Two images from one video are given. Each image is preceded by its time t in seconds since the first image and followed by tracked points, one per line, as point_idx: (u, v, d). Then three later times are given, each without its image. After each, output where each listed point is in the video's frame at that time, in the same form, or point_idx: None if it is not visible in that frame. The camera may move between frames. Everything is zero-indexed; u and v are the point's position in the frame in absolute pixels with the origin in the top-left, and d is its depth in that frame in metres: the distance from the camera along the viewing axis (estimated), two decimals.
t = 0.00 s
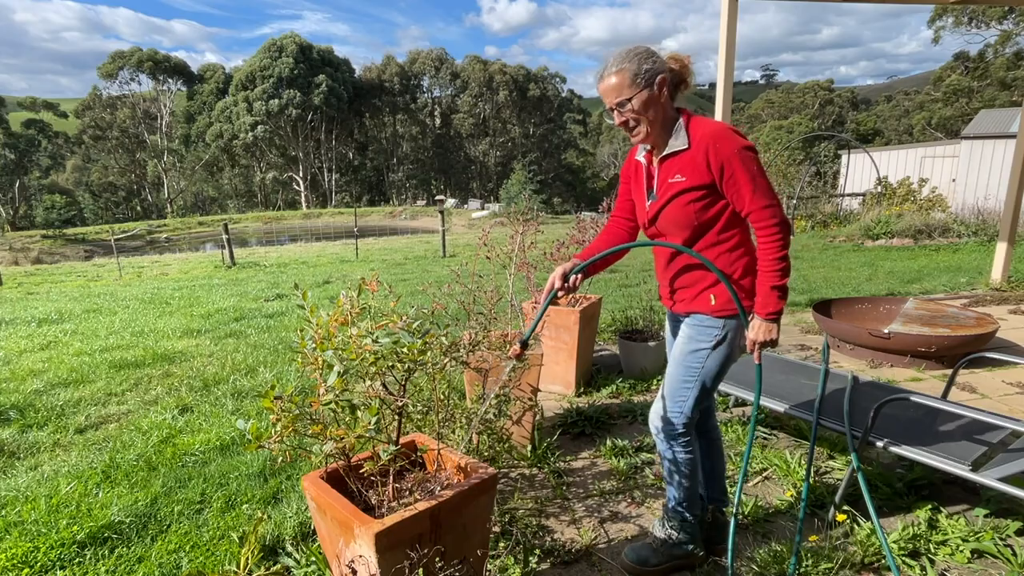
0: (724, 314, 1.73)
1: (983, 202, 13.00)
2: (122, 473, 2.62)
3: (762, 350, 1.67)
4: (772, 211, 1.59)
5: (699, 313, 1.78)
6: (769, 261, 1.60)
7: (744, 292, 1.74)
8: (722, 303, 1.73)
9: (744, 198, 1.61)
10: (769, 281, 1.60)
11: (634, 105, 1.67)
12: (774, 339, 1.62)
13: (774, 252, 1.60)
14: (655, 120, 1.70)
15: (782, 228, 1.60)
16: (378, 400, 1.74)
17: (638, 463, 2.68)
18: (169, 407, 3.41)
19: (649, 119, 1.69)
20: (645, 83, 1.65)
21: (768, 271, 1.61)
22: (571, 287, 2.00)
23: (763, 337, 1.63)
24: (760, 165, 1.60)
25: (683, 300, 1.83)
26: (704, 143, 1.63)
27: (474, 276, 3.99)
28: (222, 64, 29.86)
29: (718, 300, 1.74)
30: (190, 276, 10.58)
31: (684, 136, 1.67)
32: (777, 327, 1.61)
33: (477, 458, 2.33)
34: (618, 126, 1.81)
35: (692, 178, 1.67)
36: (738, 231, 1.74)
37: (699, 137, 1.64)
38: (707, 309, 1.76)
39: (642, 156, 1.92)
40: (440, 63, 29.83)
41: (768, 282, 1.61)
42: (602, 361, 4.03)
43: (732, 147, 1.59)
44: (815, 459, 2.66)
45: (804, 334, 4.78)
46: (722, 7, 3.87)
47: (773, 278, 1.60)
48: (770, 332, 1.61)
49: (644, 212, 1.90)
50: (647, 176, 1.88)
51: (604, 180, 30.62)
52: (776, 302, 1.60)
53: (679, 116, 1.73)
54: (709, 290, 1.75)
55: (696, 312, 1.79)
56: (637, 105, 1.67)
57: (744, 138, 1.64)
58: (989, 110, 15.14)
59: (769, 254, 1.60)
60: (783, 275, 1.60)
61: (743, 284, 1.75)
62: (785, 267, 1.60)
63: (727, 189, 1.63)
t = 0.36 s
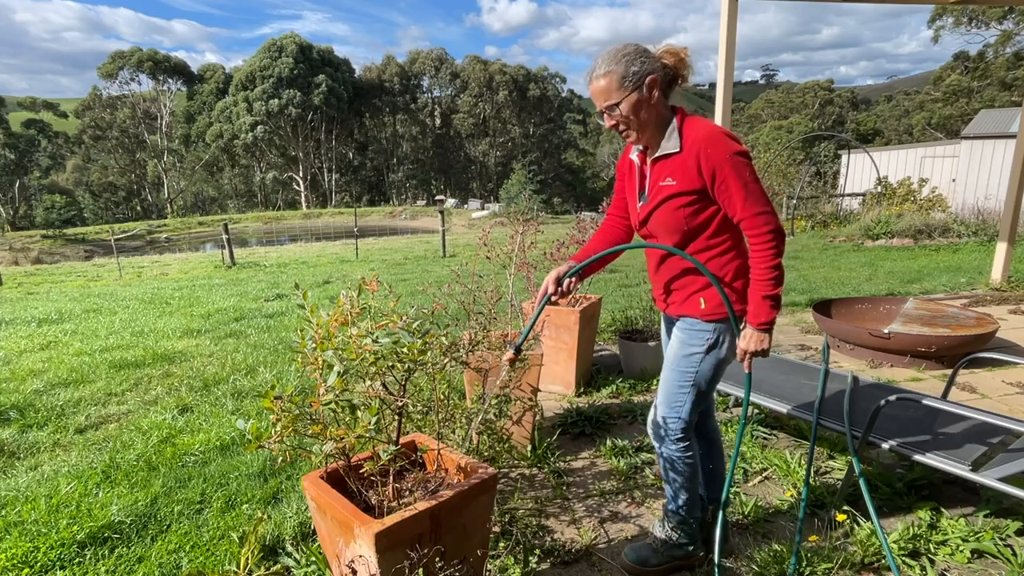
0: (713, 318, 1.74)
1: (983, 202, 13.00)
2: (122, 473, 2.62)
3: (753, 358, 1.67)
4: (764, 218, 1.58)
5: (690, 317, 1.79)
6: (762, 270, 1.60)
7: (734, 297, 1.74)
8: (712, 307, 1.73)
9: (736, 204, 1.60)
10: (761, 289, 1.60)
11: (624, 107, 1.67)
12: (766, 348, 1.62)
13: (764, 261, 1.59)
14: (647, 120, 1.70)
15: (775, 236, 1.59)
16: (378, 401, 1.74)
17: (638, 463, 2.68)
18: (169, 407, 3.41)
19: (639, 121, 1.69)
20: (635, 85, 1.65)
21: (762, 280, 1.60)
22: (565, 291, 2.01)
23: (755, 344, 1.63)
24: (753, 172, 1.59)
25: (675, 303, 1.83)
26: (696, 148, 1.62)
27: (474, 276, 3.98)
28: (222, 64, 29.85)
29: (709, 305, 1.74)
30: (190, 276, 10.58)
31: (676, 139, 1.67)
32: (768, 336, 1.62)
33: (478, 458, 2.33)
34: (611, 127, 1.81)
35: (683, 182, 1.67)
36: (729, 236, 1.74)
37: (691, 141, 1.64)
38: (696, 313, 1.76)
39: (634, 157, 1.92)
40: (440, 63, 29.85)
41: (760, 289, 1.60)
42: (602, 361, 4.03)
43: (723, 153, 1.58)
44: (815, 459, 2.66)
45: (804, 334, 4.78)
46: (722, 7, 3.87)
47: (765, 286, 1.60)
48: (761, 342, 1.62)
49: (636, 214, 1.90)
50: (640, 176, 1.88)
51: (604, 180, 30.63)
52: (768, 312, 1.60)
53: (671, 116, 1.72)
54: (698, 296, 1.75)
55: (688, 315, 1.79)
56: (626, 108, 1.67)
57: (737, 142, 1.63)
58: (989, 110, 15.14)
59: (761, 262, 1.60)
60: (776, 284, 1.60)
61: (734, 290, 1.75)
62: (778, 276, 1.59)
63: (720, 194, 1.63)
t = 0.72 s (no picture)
0: (712, 322, 1.74)
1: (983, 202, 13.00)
2: (122, 473, 2.62)
3: (754, 363, 1.67)
4: (766, 222, 1.58)
5: (689, 320, 1.78)
6: (763, 275, 1.60)
7: (733, 300, 1.74)
8: (710, 311, 1.73)
9: (738, 208, 1.60)
10: (763, 295, 1.60)
11: (623, 108, 1.67)
12: (767, 354, 1.63)
13: (767, 266, 1.59)
14: (646, 121, 1.70)
15: (778, 240, 1.59)
16: (378, 401, 1.74)
17: (638, 464, 2.68)
18: (169, 407, 3.40)
19: (638, 122, 1.69)
20: (634, 85, 1.65)
21: (763, 285, 1.60)
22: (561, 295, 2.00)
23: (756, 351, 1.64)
24: (755, 176, 1.59)
25: (674, 307, 1.83)
26: (697, 149, 1.62)
27: (475, 275, 3.98)
28: (222, 64, 29.86)
29: (708, 309, 1.73)
30: (190, 276, 10.58)
31: (677, 141, 1.67)
32: (769, 341, 1.62)
33: (478, 458, 2.33)
34: (609, 127, 1.81)
35: (683, 185, 1.67)
36: (728, 241, 1.74)
37: (692, 143, 1.64)
38: (695, 316, 1.76)
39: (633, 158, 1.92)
40: (440, 63, 29.86)
41: (762, 294, 1.61)
42: (602, 361, 4.03)
43: (725, 156, 1.58)
44: (815, 459, 2.66)
45: (804, 334, 4.78)
46: (722, 8, 3.87)
47: (766, 292, 1.60)
48: (762, 348, 1.62)
49: (634, 215, 1.90)
50: (638, 178, 1.88)
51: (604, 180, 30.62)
52: (769, 317, 1.60)
53: (672, 117, 1.72)
54: (696, 299, 1.76)
55: (687, 319, 1.79)
56: (624, 109, 1.67)
57: (738, 145, 1.63)
58: (989, 110, 15.14)
59: (764, 267, 1.60)
60: (777, 289, 1.60)
61: (733, 294, 1.75)
62: (779, 280, 1.59)
63: (721, 198, 1.63)
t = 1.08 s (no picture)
0: (708, 323, 1.74)
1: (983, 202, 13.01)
2: (122, 473, 2.62)
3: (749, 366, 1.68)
4: (765, 226, 1.58)
5: (685, 321, 1.79)
6: (760, 279, 1.60)
7: (729, 302, 1.75)
8: (706, 313, 1.73)
9: (737, 212, 1.60)
10: (759, 300, 1.60)
11: (625, 104, 1.67)
12: (762, 359, 1.63)
13: (763, 270, 1.59)
14: (646, 119, 1.70)
15: (776, 245, 1.59)
16: (378, 401, 1.74)
17: (638, 463, 2.68)
18: (169, 407, 3.41)
19: (639, 118, 1.69)
20: (636, 81, 1.65)
21: (759, 290, 1.61)
22: (555, 292, 2.00)
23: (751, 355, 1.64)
24: (755, 179, 1.58)
25: (669, 307, 1.84)
26: (698, 149, 1.62)
27: (474, 276, 3.99)
28: (223, 64, 29.87)
29: (703, 311, 1.74)
30: (190, 276, 10.59)
31: (677, 141, 1.67)
32: (765, 345, 1.63)
33: (477, 458, 2.33)
34: (610, 124, 1.81)
35: (682, 186, 1.67)
36: (725, 243, 1.75)
37: (693, 143, 1.63)
38: (692, 317, 1.76)
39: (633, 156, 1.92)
40: (440, 63, 29.87)
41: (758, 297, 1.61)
42: (603, 361, 4.03)
43: (725, 158, 1.58)
44: (815, 459, 2.66)
45: (804, 335, 4.78)
46: (722, 7, 3.87)
47: (762, 296, 1.61)
48: (757, 353, 1.63)
49: (632, 214, 1.90)
50: (637, 175, 1.87)
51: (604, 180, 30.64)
52: (765, 321, 1.60)
53: (674, 115, 1.71)
54: (692, 300, 1.76)
55: (685, 320, 1.79)
56: (625, 106, 1.67)
57: (739, 147, 1.62)
58: (989, 110, 15.15)
59: (760, 271, 1.60)
60: (774, 293, 1.60)
61: (729, 297, 1.75)
62: (776, 285, 1.59)
63: (721, 200, 1.63)
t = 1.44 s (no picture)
0: (709, 322, 1.73)
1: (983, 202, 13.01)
2: (122, 473, 2.62)
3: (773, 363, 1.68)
4: (770, 221, 1.58)
5: (685, 321, 1.78)
6: (768, 275, 1.59)
7: (730, 301, 1.74)
8: (707, 312, 1.72)
9: (739, 207, 1.61)
10: (771, 296, 1.60)
11: (633, 97, 1.66)
12: (784, 354, 1.64)
13: (770, 267, 1.59)
14: (654, 113, 1.69)
15: (783, 242, 1.59)
16: (378, 401, 1.74)
17: (638, 463, 2.68)
18: (169, 407, 3.41)
19: (646, 112, 1.68)
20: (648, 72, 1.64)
21: (770, 287, 1.60)
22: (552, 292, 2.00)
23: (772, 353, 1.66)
24: (757, 175, 1.59)
25: (669, 307, 1.83)
26: (697, 148, 1.63)
27: (474, 276, 3.98)
28: (222, 64, 29.86)
29: (703, 310, 1.73)
30: (190, 276, 10.59)
31: (677, 138, 1.67)
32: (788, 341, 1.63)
33: (477, 458, 2.33)
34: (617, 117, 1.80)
35: (682, 183, 1.67)
36: (725, 241, 1.75)
37: (692, 141, 1.64)
38: (691, 317, 1.76)
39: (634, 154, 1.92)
40: (440, 63, 29.88)
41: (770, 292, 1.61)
42: (602, 361, 4.03)
43: (726, 154, 1.59)
44: (815, 459, 2.66)
45: (804, 335, 4.78)
46: (722, 7, 3.87)
47: (774, 292, 1.60)
48: (780, 348, 1.64)
49: (631, 213, 1.89)
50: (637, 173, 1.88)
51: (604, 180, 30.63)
52: (782, 316, 1.60)
53: (675, 113, 1.72)
54: (691, 299, 1.75)
55: (685, 320, 1.78)
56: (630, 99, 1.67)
57: (739, 144, 1.63)
58: (989, 110, 15.15)
59: (768, 267, 1.59)
60: (787, 289, 1.59)
61: (730, 295, 1.75)
62: (788, 280, 1.58)
63: (722, 197, 1.63)
